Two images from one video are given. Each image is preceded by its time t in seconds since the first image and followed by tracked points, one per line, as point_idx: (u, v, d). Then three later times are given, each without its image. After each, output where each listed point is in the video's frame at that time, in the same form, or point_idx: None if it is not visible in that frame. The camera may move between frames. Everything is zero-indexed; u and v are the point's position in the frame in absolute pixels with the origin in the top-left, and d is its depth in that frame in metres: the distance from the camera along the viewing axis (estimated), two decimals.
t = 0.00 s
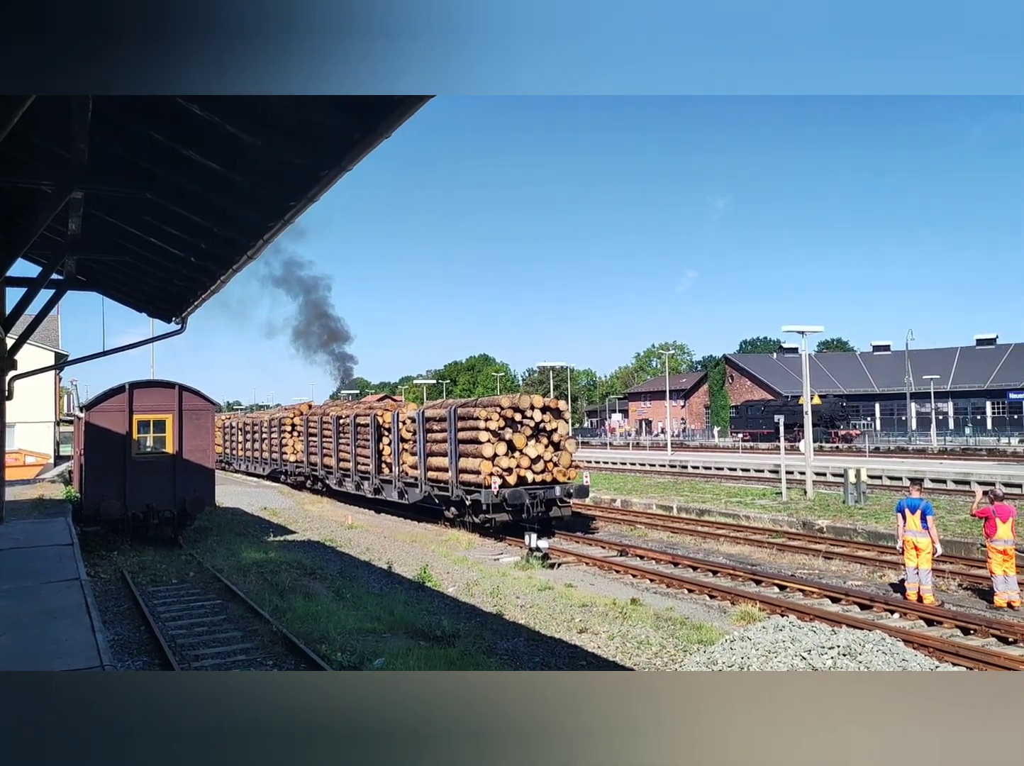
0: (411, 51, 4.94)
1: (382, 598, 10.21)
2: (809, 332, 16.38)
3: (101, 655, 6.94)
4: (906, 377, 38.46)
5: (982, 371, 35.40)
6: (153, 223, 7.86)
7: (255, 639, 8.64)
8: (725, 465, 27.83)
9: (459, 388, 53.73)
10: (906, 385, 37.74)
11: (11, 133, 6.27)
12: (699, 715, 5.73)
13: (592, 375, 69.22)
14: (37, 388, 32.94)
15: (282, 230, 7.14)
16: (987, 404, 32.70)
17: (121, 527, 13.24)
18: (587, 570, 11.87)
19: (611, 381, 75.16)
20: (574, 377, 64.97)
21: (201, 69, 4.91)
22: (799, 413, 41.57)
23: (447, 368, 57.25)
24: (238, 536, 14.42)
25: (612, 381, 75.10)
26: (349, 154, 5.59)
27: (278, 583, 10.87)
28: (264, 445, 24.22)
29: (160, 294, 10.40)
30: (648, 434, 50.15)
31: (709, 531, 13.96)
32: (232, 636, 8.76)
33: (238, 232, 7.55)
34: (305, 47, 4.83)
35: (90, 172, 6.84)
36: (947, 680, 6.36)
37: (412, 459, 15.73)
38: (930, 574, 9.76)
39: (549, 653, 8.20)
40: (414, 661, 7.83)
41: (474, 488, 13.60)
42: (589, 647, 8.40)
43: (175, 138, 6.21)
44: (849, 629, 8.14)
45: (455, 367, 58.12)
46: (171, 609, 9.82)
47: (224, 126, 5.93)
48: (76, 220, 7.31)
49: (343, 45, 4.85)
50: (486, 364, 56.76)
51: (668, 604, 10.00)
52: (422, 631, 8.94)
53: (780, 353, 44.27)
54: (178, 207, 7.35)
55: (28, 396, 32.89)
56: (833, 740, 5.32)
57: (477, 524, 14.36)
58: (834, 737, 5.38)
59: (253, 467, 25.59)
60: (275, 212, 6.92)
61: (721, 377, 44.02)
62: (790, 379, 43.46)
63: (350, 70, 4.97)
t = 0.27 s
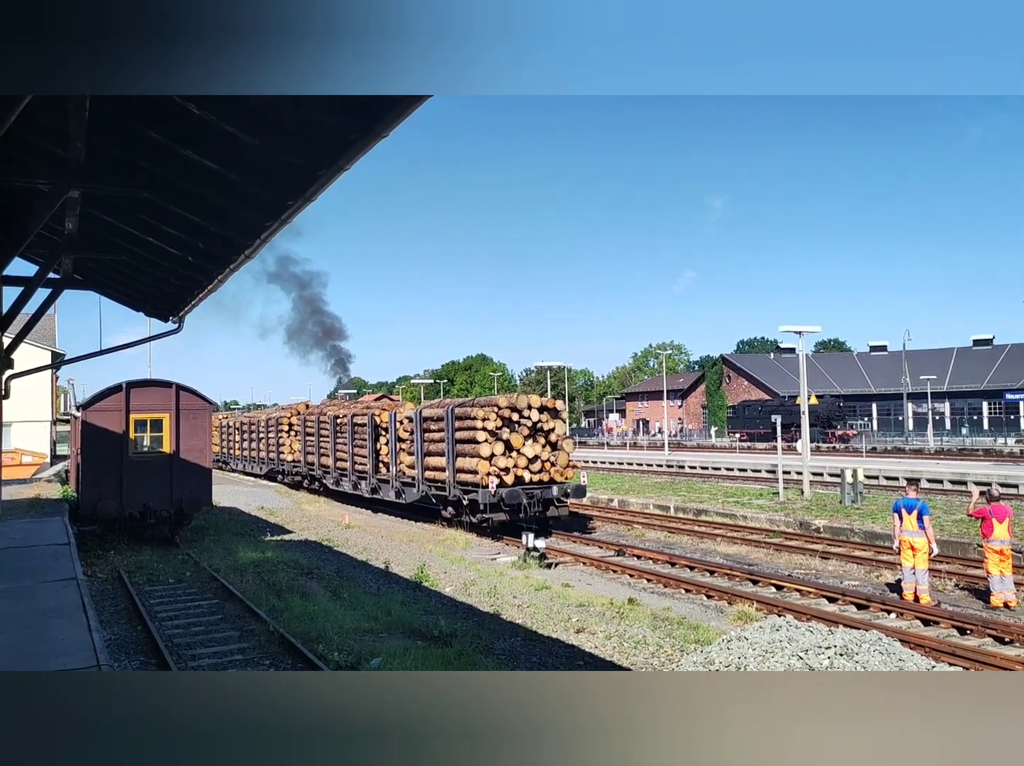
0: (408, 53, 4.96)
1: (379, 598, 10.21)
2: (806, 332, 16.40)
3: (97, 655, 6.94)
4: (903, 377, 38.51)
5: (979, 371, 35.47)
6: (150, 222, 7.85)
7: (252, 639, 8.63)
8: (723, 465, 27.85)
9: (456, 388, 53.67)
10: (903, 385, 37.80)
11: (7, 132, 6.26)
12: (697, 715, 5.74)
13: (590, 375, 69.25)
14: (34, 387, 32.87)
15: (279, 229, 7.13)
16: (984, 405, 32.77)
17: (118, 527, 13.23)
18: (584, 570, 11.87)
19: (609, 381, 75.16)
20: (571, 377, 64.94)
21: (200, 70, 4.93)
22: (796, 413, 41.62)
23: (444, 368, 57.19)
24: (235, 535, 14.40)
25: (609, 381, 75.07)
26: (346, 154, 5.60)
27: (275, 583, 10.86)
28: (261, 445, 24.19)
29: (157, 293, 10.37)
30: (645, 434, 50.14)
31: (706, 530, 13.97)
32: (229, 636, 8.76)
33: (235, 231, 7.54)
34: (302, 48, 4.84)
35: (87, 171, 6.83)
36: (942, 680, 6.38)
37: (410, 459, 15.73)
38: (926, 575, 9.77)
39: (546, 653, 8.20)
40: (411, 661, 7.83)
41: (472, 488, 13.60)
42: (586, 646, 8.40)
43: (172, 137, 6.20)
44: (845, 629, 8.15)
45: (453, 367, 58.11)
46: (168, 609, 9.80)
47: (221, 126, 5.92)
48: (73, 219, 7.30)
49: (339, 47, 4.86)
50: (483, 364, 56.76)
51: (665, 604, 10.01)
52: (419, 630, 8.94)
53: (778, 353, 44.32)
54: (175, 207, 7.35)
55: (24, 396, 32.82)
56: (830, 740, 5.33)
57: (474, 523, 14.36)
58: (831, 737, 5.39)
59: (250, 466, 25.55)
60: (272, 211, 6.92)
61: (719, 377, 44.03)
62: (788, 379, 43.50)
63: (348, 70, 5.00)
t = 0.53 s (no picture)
0: (407, 53, 4.96)
1: (376, 598, 10.19)
2: (803, 332, 16.42)
3: (93, 655, 6.93)
4: (900, 377, 38.58)
5: (976, 372, 35.55)
6: (147, 221, 7.83)
7: (248, 639, 8.62)
8: (720, 465, 27.88)
9: (453, 388, 53.61)
10: (900, 385, 37.87)
11: (3, 130, 6.24)
12: (694, 715, 5.74)
13: (587, 375, 69.29)
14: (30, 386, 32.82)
15: (276, 228, 7.12)
16: (980, 405, 32.84)
17: (114, 526, 13.21)
18: (581, 570, 11.87)
19: (605, 381, 75.24)
20: (568, 377, 64.92)
21: (199, 71, 4.93)
22: (793, 413, 41.67)
23: (440, 368, 57.12)
24: (232, 535, 14.39)
25: (606, 381, 75.13)
26: (344, 152, 5.57)
27: (272, 582, 10.85)
28: (258, 445, 24.17)
29: (153, 292, 10.35)
30: (642, 434, 50.14)
31: (702, 530, 13.98)
32: (225, 635, 8.74)
33: (233, 230, 7.52)
34: (301, 48, 4.85)
35: (84, 170, 6.81)
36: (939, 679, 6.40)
37: (406, 458, 15.72)
38: (923, 575, 9.78)
39: (544, 653, 8.19)
40: (408, 662, 7.82)
41: (469, 488, 13.59)
42: (583, 646, 8.40)
43: (169, 136, 6.19)
44: (842, 629, 8.15)
45: (450, 366, 58.13)
46: (164, 609, 9.79)
47: (218, 125, 5.91)
48: (69, 218, 7.28)
49: (339, 45, 4.87)
50: (480, 364, 56.77)
51: (662, 604, 10.01)
52: (416, 631, 8.92)
53: (774, 354, 44.38)
54: (171, 206, 7.33)
55: (20, 395, 32.75)
56: (827, 739, 5.34)
57: (471, 523, 14.35)
58: (828, 737, 5.40)
59: (247, 466, 25.51)
60: (270, 210, 6.89)
61: (715, 377, 44.06)
62: (784, 379, 43.56)
63: (346, 69, 4.98)
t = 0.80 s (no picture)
0: (408, 53, 5.01)
1: (373, 597, 10.19)
2: (800, 332, 16.42)
3: (89, 654, 6.92)
4: (896, 377, 38.66)
5: (972, 372, 35.63)
6: (143, 220, 7.82)
7: (245, 638, 8.62)
8: (716, 465, 27.92)
9: (450, 389, 53.55)
10: (896, 385, 37.94)
11: None
12: (691, 715, 5.75)
13: (584, 374, 69.32)
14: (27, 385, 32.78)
15: (273, 228, 7.10)
16: (976, 405, 32.92)
17: (110, 526, 13.19)
18: (578, 570, 11.88)
19: (602, 380, 75.29)
20: (565, 377, 64.91)
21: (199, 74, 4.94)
22: (790, 413, 41.73)
23: (438, 368, 57.09)
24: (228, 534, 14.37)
25: (603, 381, 75.18)
26: (341, 152, 5.57)
27: (269, 582, 10.84)
28: (255, 444, 24.15)
29: (149, 291, 10.32)
30: (639, 434, 50.16)
31: (699, 530, 13.99)
32: (222, 635, 8.74)
33: (229, 229, 7.51)
34: (306, 47, 4.90)
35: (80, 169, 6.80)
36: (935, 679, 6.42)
37: (403, 458, 15.72)
38: (919, 574, 9.80)
39: (540, 653, 8.20)
40: (404, 661, 7.82)
41: (466, 487, 13.59)
42: (580, 646, 8.41)
43: (165, 135, 6.18)
44: (838, 628, 8.17)
45: (448, 365, 58.17)
46: (161, 608, 9.78)
47: (215, 124, 5.90)
48: (65, 217, 7.26)
49: (341, 44, 4.91)
50: (477, 364, 56.80)
51: (658, 604, 10.02)
52: (412, 630, 8.92)
53: (771, 353, 44.45)
54: (168, 205, 7.32)
55: (17, 393, 32.71)
56: (823, 739, 5.35)
57: (468, 523, 14.34)
58: (824, 737, 5.42)
59: (244, 465, 25.48)
60: (266, 209, 6.88)
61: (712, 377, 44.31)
62: (781, 379, 43.63)
63: (345, 69, 4.99)
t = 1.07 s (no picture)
0: (403, 52, 5.06)
1: (370, 596, 10.20)
2: (797, 332, 16.39)
3: (86, 654, 6.91)
4: (893, 377, 38.72)
5: (968, 372, 35.69)
6: (140, 219, 7.81)
7: (242, 637, 8.63)
8: (713, 464, 27.96)
9: (447, 388, 53.42)
10: (893, 385, 38.00)
11: None
12: (687, 715, 5.76)
13: (581, 374, 69.35)
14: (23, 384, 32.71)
15: (269, 227, 7.09)
16: (972, 405, 32.99)
17: (107, 525, 13.17)
18: (575, 569, 11.89)
19: (599, 380, 75.35)
20: (562, 376, 64.85)
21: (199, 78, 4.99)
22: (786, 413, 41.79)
23: (435, 367, 56.99)
24: (225, 534, 14.37)
25: (600, 380, 75.23)
26: (339, 151, 5.57)
27: (265, 581, 10.84)
28: (252, 443, 24.13)
29: (145, 290, 10.30)
30: (636, 434, 50.12)
31: (696, 530, 14.01)
32: (218, 635, 8.73)
33: (226, 228, 7.50)
34: (306, 48, 4.95)
35: (76, 168, 6.78)
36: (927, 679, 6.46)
37: (400, 457, 15.71)
38: (915, 573, 9.82)
39: (537, 652, 8.20)
40: (401, 660, 7.83)
41: (463, 487, 13.58)
42: (576, 645, 8.41)
43: (162, 134, 6.17)
44: (835, 627, 8.18)
45: (444, 365, 58.18)
46: (158, 608, 9.78)
47: (211, 123, 5.89)
48: (62, 216, 7.25)
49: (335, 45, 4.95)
50: (474, 363, 56.81)
51: (655, 603, 10.03)
52: (409, 630, 8.92)
53: (768, 353, 44.50)
54: (164, 203, 7.30)
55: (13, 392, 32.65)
56: (819, 739, 5.37)
57: (465, 522, 14.34)
58: (820, 737, 5.42)
59: (241, 465, 25.44)
60: (263, 208, 6.87)
61: (710, 377, 44.63)
62: (778, 379, 43.68)
63: (342, 70, 5.01)
